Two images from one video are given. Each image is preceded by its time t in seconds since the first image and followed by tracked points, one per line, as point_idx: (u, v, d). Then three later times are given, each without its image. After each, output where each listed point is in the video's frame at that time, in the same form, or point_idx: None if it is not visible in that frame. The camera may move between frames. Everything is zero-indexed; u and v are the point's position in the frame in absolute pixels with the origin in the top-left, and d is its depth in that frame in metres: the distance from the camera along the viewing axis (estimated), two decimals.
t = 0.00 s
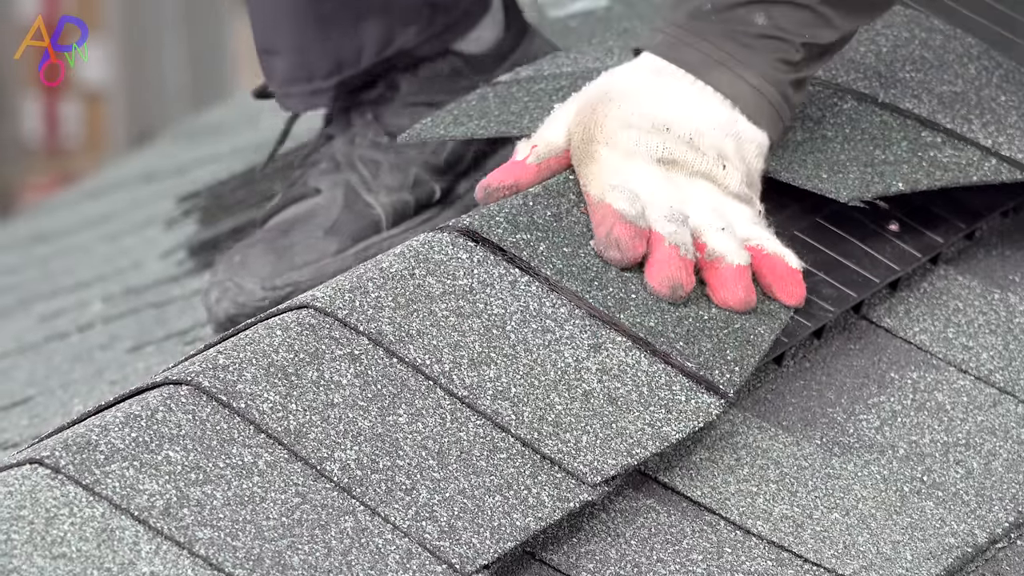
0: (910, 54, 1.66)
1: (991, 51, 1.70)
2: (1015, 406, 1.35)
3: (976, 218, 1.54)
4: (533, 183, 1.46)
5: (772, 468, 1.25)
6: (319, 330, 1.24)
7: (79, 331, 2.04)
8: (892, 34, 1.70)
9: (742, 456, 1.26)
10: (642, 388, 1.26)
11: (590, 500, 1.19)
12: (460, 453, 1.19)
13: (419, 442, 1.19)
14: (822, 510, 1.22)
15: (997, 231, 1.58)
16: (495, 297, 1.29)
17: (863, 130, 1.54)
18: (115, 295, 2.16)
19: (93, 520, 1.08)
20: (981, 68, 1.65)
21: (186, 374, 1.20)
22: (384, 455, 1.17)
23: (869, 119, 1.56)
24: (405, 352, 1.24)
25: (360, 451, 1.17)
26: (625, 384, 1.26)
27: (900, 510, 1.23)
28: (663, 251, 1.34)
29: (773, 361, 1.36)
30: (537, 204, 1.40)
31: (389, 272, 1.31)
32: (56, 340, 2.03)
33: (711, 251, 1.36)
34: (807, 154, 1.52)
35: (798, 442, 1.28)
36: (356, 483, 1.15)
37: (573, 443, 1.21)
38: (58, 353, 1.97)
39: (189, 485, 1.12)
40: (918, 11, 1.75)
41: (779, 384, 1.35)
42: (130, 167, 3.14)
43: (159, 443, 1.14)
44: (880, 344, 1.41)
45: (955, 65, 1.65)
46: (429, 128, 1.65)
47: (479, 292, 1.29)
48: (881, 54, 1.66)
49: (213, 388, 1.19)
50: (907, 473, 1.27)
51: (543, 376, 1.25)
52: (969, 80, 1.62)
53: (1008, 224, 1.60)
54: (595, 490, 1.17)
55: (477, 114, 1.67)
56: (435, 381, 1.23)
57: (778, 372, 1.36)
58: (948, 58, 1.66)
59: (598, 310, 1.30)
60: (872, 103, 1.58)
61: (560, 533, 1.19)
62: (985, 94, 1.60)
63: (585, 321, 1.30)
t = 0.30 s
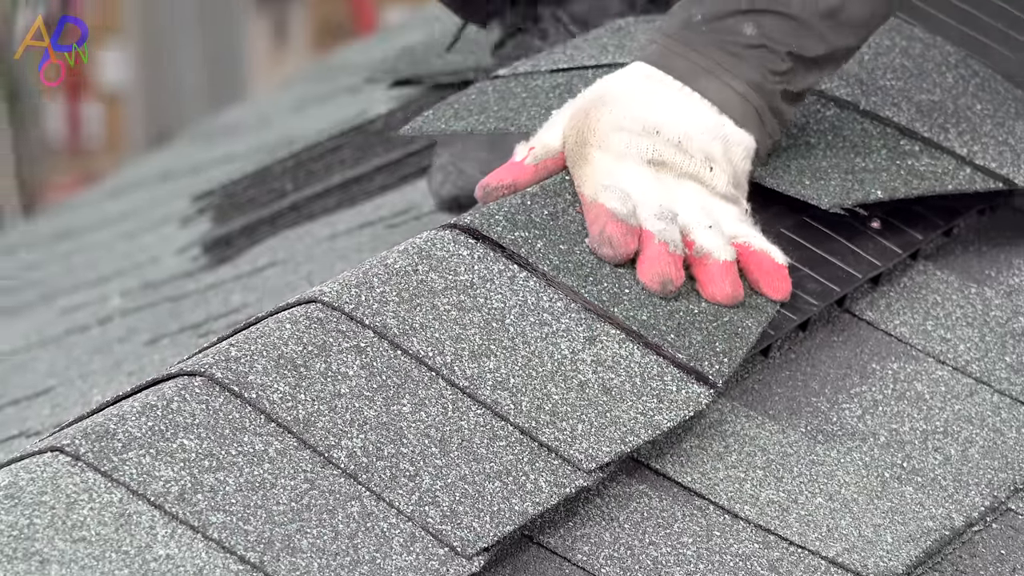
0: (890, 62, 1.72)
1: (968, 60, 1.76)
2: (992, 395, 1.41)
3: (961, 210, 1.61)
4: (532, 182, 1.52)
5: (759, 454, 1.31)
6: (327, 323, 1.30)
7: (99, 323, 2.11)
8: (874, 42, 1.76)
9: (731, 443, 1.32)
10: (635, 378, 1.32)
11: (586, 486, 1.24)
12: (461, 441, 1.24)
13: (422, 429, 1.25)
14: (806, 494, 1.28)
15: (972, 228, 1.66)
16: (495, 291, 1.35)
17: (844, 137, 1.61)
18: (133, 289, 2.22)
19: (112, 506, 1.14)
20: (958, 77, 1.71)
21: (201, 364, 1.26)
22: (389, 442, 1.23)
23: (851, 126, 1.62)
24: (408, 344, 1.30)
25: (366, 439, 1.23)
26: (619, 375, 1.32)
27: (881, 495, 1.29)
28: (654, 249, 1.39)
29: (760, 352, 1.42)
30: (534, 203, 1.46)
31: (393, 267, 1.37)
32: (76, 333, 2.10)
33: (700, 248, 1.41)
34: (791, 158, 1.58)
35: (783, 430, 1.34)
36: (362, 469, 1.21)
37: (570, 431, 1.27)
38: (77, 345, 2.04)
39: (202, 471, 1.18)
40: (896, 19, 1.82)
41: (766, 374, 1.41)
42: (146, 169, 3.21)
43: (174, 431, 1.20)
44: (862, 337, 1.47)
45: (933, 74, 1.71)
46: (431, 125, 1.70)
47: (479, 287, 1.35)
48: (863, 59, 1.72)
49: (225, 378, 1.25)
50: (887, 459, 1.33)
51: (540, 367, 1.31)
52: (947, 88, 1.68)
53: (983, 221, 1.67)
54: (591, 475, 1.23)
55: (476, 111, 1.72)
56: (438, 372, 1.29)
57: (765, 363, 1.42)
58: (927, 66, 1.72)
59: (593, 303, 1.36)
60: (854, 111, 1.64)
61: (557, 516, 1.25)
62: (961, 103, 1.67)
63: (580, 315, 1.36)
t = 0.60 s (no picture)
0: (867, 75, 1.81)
1: (940, 71, 1.86)
2: (963, 385, 1.51)
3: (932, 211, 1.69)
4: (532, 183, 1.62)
5: (745, 440, 1.41)
6: (342, 318, 1.40)
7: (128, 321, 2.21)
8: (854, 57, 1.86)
9: (719, 430, 1.42)
10: (629, 368, 1.41)
11: (583, 470, 1.34)
12: (468, 428, 1.33)
13: (432, 417, 1.34)
14: (790, 478, 1.37)
15: (945, 230, 1.73)
16: (499, 288, 1.44)
17: (823, 149, 1.69)
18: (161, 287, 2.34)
19: (142, 489, 1.23)
20: (930, 89, 1.81)
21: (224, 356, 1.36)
22: (400, 429, 1.32)
23: (829, 139, 1.71)
24: (418, 337, 1.39)
25: (378, 425, 1.32)
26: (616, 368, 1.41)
27: (859, 478, 1.39)
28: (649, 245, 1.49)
29: (745, 345, 1.51)
30: (536, 205, 1.55)
31: (405, 265, 1.46)
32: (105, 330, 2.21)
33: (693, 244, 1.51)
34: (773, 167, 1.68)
35: (768, 418, 1.43)
36: (375, 453, 1.30)
37: (569, 419, 1.36)
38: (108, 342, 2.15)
39: (226, 456, 1.27)
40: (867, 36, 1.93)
41: (751, 365, 1.51)
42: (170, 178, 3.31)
43: (200, 418, 1.29)
44: (842, 331, 1.56)
45: (906, 87, 1.80)
46: (438, 129, 1.79)
47: (485, 283, 1.44)
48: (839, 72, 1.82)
49: (248, 369, 1.34)
50: (865, 445, 1.42)
51: (541, 358, 1.40)
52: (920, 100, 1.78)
53: (955, 223, 1.75)
54: (587, 459, 1.32)
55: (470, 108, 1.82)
56: (446, 363, 1.38)
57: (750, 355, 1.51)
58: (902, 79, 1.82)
59: (590, 299, 1.46)
60: (832, 123, 1.73)
61: (557, 498, 1.35)
62: (932, 117, 1.76)
63: (579, 310, 1.45)
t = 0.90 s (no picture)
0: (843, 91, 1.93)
1: (911, 88, 1.98)
2: (930, 375, 1.63)
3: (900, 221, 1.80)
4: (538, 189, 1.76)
5: (730, 426, 1.53)
6: (359, 312, 1.52)
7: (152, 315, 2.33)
8: (830, 72, 1.97)
9: (706, 417, 1.54)
10: (623, 360, 1.53)
11: (582, 453, 1.45)
12: (475, 415, 1.45)
13: (443, 405, 1.46)
14: (771, 461, 1.50)
15: (914, 234, 1.85)
16: (504, 286, 1.56)
17: (803, 157, 1.79)
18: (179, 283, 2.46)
19: (178, 470, 1.36)
20: (900, 102, 1.93)
21: (250, 348, 1.49)
22: (412, 415, 1.44)
23: (808, 148, 1.81)
24: (430, 331, 1.51)
25: (393, 412, 1.44)
26: (612, 360, 1.53)
27: (835, 461, 1.51)
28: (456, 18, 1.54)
29: (731, 339, 1.63)
30: (539, 208, 1.66)
31: (417, 264, 1.57)
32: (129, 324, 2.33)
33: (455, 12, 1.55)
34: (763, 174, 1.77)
35: (751, 406, 1.56)
36: (390, 438, 1.42)
37: (568, 406, 1.47)
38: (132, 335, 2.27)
39: (253, 440, 1.39)
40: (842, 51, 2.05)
41: (735, 358, 1.62)
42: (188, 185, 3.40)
43: (229, 405, 1.42)
44: (819, 327, 1.68)
45: (879, 101, 1.92)
46: (449, 140, 1.90)
47: (490, 282, 1.56)
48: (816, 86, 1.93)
49: (273, 360, 1.47)
50: (841, 431, 1.54)
51: (542, 351, 1.52)
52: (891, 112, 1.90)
53: (924, 229, 1.87)
54: (586, 444, 1.44)
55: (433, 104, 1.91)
56: (455, 355, 1.50)
57: (735, 348, 1.63)
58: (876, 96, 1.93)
59: (588, 296, 1.58)
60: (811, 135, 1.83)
61: (557, 479, 1.46)
62: (903, 128, 1.87)
63: (578, 306, 1.57)
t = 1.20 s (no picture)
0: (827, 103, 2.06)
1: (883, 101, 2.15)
2: (896, 367, 1.76)
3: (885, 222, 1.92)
4: (539, 195, 1.89)
5: (714, 414, 1.67)
6: (375, 309, 1.66)
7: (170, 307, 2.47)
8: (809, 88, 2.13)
9: (691, 405, 1.68)
10: (616, 353, 1.67)
11: (578, 437, 1.59)
12: (481, 403, 1.59)
13: (452, 394, 1.59)
14: (752, 445, 1.64)
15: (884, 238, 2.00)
16: (507, 285, 1.70)
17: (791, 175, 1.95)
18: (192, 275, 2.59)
19: (210, 453, 1.49)
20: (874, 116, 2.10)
21: (276, 341, 1.62)
22: (423, 403, 1.58)
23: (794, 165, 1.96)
24: (440, 326, 1.65)
25: (406, 400, 1.58)
26: (606, 353, 1.67)
27: (810, 445, 1.65)
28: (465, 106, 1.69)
29: (715, 333, 1.77)
30: (539, 214, 1.78)
31: (428, 264, 1.71)
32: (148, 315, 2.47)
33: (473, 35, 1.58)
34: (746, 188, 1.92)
35: (733, 395, 1.70)
36: (403, 424, 1.55)
37: (566, 395, 1.61)
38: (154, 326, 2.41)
39: (278, 426, 1.53)
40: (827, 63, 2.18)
41: (719, 351, 1.76)
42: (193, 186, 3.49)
43: (255, 394, 1.56)
44: (796, 322, 1.81)
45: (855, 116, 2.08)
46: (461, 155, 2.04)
47: (495, 281, 1.70)
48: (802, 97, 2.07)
49: (296, 353, 1.60)
50: (815, 418, 1.68)
51: (542, 344, 1.66)
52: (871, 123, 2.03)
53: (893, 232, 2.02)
54: (582, 429, 1.57)
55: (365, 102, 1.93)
56: (462, 348, 1.64)
57: (718, 342, 1.77)
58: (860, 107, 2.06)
59: (584, 294, 1.71)
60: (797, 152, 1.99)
61: (556, 462, 1.61)
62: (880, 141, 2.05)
63: (574, 304, 1.70)
